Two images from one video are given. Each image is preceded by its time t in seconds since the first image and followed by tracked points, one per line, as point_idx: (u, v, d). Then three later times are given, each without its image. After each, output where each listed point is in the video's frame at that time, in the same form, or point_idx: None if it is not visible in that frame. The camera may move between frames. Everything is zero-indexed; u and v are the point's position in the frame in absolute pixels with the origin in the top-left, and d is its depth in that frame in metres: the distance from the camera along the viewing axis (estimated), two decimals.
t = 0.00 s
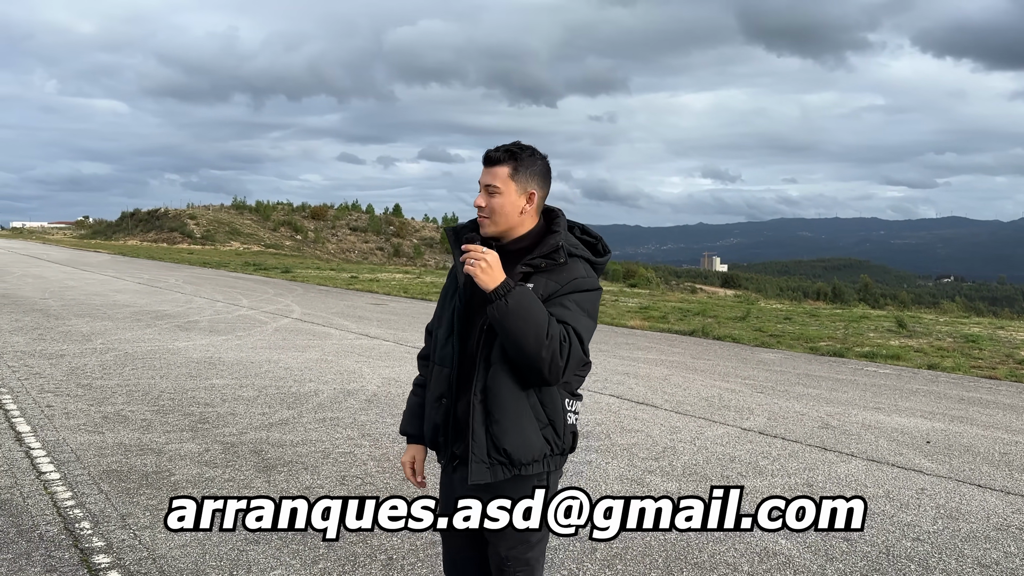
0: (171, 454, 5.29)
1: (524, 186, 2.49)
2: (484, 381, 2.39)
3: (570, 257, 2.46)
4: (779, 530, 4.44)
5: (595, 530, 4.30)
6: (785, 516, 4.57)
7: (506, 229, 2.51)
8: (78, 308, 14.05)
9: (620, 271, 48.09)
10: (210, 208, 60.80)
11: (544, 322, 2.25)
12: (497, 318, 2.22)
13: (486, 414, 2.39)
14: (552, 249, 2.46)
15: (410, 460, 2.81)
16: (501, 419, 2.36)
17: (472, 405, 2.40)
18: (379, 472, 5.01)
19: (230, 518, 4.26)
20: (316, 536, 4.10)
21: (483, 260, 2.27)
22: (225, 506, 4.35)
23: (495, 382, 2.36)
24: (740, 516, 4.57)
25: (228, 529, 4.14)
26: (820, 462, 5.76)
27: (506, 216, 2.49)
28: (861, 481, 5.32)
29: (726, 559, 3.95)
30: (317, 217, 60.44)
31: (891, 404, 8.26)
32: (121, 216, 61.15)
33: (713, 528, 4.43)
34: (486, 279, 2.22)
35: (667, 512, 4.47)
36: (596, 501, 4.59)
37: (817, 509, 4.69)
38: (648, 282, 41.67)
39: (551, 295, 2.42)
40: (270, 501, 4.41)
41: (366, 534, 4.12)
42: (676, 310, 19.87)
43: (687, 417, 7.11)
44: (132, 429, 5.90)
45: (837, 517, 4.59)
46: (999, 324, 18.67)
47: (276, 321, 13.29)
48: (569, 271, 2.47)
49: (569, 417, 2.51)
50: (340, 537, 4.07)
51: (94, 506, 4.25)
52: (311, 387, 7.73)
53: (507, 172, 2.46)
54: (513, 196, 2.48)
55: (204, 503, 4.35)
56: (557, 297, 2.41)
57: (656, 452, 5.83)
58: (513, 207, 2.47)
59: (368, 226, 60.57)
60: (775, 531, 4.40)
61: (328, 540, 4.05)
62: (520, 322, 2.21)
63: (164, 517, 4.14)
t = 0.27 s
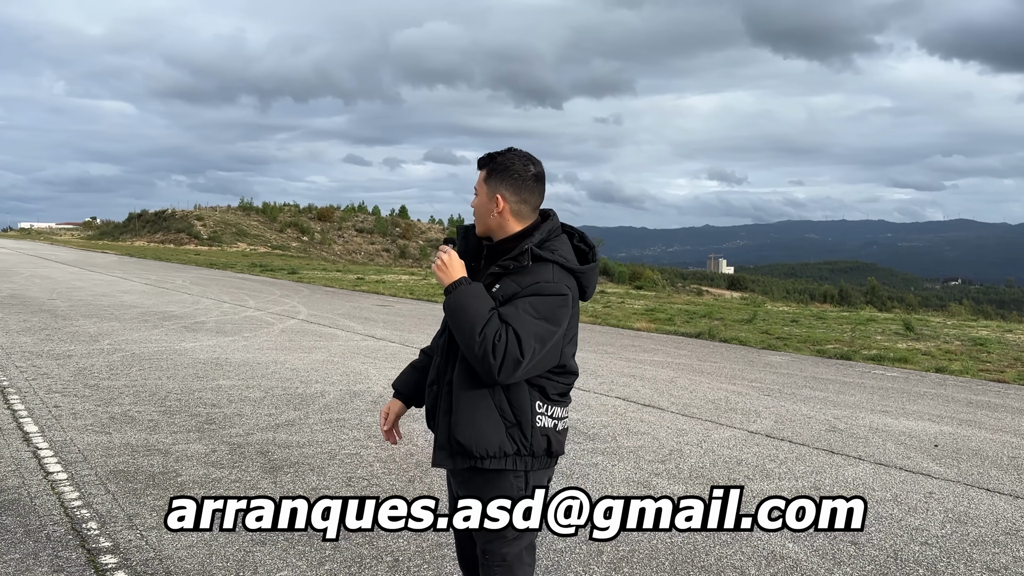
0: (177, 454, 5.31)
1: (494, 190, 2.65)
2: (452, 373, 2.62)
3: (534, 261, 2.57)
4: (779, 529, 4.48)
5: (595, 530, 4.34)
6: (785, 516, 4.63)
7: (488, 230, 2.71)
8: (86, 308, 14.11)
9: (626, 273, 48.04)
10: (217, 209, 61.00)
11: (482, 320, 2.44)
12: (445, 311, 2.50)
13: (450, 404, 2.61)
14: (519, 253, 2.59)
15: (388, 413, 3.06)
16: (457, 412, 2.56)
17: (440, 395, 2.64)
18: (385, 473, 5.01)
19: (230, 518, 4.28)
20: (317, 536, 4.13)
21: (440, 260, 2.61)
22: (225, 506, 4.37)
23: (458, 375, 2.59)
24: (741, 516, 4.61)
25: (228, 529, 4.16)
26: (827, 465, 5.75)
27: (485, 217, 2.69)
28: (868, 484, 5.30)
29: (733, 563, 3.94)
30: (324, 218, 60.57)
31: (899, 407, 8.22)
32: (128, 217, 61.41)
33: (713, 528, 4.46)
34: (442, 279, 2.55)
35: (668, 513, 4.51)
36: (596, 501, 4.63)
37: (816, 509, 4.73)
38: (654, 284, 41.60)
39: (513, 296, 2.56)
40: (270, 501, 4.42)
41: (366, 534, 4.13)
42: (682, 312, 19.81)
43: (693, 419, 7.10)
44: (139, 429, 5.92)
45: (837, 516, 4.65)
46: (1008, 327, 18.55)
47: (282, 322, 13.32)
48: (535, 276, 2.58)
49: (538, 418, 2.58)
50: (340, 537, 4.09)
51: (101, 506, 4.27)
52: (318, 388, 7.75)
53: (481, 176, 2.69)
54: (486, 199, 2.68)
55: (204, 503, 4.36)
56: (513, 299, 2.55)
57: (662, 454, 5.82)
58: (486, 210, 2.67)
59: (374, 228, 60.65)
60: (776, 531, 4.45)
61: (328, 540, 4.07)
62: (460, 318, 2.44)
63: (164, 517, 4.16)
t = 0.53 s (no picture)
0: (186, 455, 5.33)
1: (495, 193, 2.67)
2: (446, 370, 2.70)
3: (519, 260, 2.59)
4: (779, 529, 4.52)
5: (595, 530, 4.36)
6: (785, 516, 4.66)
7: (493, 232, 2.74)
8: (95, 309, 14.19)
9: (633, 275, 47.99)
10: (225, 211, 61.27)
11: (460, 316, 2.51)
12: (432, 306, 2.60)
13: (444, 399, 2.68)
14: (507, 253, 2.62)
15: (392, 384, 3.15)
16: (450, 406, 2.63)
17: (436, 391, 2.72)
18: (393, 475, 5.02)
19: (230, 518, 4.30)
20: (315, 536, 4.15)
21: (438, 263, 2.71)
22: (225, 506, 4.39)
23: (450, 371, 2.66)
24: (741, 516, 4.64)
25: (228, 529, 4.18)
26: (836, 468, 5.72)
27: (489, 219, 2.71)
28: (877, 488, 5.27)
29: (742, 566, 3.92)
30: (332, 219, 60.77)
31: (908, 410, 8.18)
32: (137, 218, 61.72)
33: (714, 528, 4.50)
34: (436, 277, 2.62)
35: (668, 513, 4.54)
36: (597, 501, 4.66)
37: (814, 509, 4.77)
38: (661, 286, 41.54)
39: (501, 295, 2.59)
40: (270, 501, 4.45)
41: (368, 534, 4.17)
42: (690, 314, 19.77)
43: (701, 422, 7.08)
44: (148, 430, 5.94)
45: (837, 517, 4.68)
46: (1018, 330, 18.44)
47: (290, 323, 13.36)
48: (520, 276, 2.58)
49: (527, 417, 2.58)
50: (340, 537, 4.12)
51: (110, 506, 4.30)
52: (325, 390, 7.76)
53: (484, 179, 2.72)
54: (488, 202, 2.71)
55: (204, 503, 4.39)
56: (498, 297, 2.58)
57: (670, 457, 5.80)
58: (489, 212, 2.70)
59: (382, 229, 60.78)
60: (777, 531, 4.49)
61: (327, 540, 4.09)
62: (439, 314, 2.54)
63: (164, 517, 4.18)
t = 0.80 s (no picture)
0: (198, 455, 5.36)
1: (499, 197, 2.68)
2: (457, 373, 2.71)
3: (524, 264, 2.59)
4: (779, 528, 4.53)
5: (595, 530, 4.38)
6: (785, 516, 4.68)
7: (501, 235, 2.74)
8: (108, 309, 14.31)
9: (644, 276, 47.89)
10: (237, 212, 61.62)
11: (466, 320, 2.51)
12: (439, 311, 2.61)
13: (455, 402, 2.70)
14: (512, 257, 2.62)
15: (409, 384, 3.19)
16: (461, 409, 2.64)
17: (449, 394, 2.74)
18: (404, 475, 5.03)
19: (230, 518, 4.32)
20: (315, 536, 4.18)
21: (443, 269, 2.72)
22: (225, 506, 4.41)
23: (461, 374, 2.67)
24: (741, 516, 4.66)
25: (228, 529, 4.20)
26: (848, 470, 5.68)
27: (495, 224, 2.72)
28: (890, 490, 5.23)
29: (754, 569, 3.91)
30: (342, 220, 60.99)
31: (921, 412, 8.12)
32: (150, 219, 62.17)
33: (714, 527, 4.53)
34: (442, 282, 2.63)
35: (667, 513, 4.56)
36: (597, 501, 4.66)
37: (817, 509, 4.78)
38: (671, 286, 41.42)
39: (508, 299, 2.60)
40: (270, 501, 4.48)
41: (368, 533, 4.20)
42: (700, 315, 19.70)
43: (713, 423, 7.05)
44: (160, 430, 5.98)
45: (837, 517, 4.70)
46: None
47: (301, 323, 13.42)
48: (526, 279, 2.58)
49: (540, 417, 2.58)
50: (340, 537, 4.15)
51: (122, 506, 4.33)
52: (336, 390, 7.79)
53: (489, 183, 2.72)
54: (494, 206, 2.71)
55: (204, 503, 4.41)
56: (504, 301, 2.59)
57: (681, 459, 5.78)
58: (494, 216, 2.71)
59: (392, 230, 60.94)
60: (776, 530, 4.52)
61: (327, 540, 4.11)
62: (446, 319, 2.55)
63: (164, 516, 4.20)
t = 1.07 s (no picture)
0: (217, 453, 5.42)
1: (518, 196, 2.67)
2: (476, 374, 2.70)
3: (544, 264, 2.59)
4: (779, 530, 4.51)
5: (595, 530, 4.37)
6: (785, 516, 4.67)
7: (518, 234, 2.74)
8: (129, 309, 14.49)
9: (660, 276, 47.71)
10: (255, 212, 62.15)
11: (488, 322, 2.50)
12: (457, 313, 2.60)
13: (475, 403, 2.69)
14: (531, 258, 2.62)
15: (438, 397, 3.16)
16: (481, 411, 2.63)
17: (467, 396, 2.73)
18: (420, 475, 5.05)
19: (230, 517, 4.33)
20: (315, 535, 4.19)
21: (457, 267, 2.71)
22: (225, 506, 4.42)
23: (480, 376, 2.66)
24: (741, 516, 4.64)
25: (227, 528, 4.21)
26: (867, 472, 5.63)
27: (513, 222, 2.71)
28: (909, 492, 5.17)
29: (771, 571, 3.88)
30: (359, 221, 61.32)
31: (942, 413, 8.01)
32: (170, 220, 62.87)
33: (714, 527, 4.52)
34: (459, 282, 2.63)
35: (667, 513, 4.54)
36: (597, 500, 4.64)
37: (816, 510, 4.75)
38: (688, 286, 41.19)
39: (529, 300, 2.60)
40: (270, 501, 4.49)
41: (367, 533, 4.21)
42: (717, 316, 19.59)
43: (730, 424, 7.01)
44: (180, 429, 6.05)
45: (837, 517, 4.68)
46: None
47: (319, 323, 13.52)
48: (545, 280, 2.59)
49: (562, 417, 2.59)
50: (340, 536, 4.15)
51: (143, 504, 4.38)
52: (353, 389, 7.84)
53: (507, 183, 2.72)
54: (512, 205, 2.71)
55: (204, 503, 4.43)
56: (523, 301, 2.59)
57: (698, 460, 5.76)
58: (512, 215, 2.71)
59: (409, 230, 61.16)
60: (776, 530, 4.51)
61: (327, 540, 4.12)
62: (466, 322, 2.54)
63: (164, 516, 4.22)
